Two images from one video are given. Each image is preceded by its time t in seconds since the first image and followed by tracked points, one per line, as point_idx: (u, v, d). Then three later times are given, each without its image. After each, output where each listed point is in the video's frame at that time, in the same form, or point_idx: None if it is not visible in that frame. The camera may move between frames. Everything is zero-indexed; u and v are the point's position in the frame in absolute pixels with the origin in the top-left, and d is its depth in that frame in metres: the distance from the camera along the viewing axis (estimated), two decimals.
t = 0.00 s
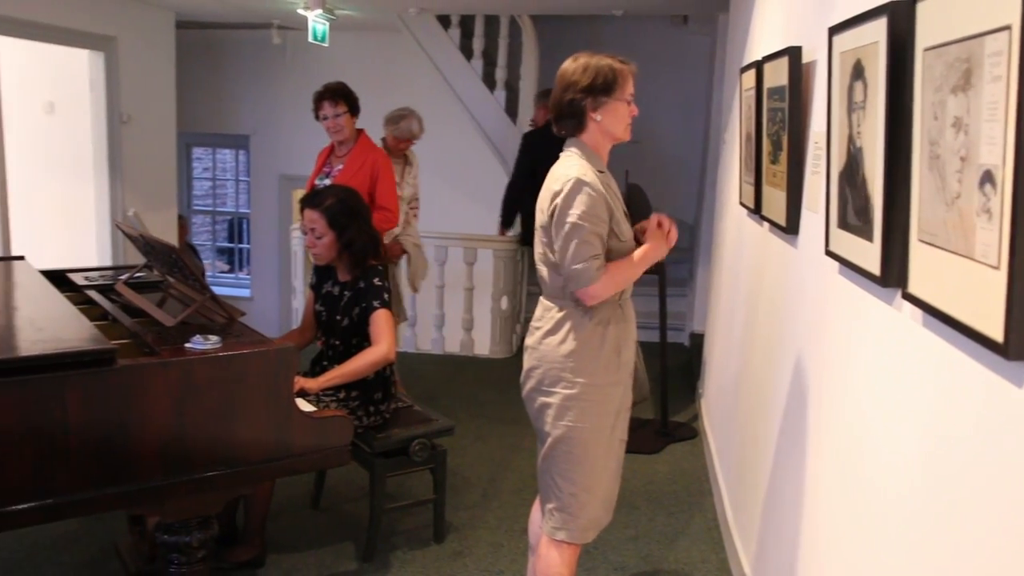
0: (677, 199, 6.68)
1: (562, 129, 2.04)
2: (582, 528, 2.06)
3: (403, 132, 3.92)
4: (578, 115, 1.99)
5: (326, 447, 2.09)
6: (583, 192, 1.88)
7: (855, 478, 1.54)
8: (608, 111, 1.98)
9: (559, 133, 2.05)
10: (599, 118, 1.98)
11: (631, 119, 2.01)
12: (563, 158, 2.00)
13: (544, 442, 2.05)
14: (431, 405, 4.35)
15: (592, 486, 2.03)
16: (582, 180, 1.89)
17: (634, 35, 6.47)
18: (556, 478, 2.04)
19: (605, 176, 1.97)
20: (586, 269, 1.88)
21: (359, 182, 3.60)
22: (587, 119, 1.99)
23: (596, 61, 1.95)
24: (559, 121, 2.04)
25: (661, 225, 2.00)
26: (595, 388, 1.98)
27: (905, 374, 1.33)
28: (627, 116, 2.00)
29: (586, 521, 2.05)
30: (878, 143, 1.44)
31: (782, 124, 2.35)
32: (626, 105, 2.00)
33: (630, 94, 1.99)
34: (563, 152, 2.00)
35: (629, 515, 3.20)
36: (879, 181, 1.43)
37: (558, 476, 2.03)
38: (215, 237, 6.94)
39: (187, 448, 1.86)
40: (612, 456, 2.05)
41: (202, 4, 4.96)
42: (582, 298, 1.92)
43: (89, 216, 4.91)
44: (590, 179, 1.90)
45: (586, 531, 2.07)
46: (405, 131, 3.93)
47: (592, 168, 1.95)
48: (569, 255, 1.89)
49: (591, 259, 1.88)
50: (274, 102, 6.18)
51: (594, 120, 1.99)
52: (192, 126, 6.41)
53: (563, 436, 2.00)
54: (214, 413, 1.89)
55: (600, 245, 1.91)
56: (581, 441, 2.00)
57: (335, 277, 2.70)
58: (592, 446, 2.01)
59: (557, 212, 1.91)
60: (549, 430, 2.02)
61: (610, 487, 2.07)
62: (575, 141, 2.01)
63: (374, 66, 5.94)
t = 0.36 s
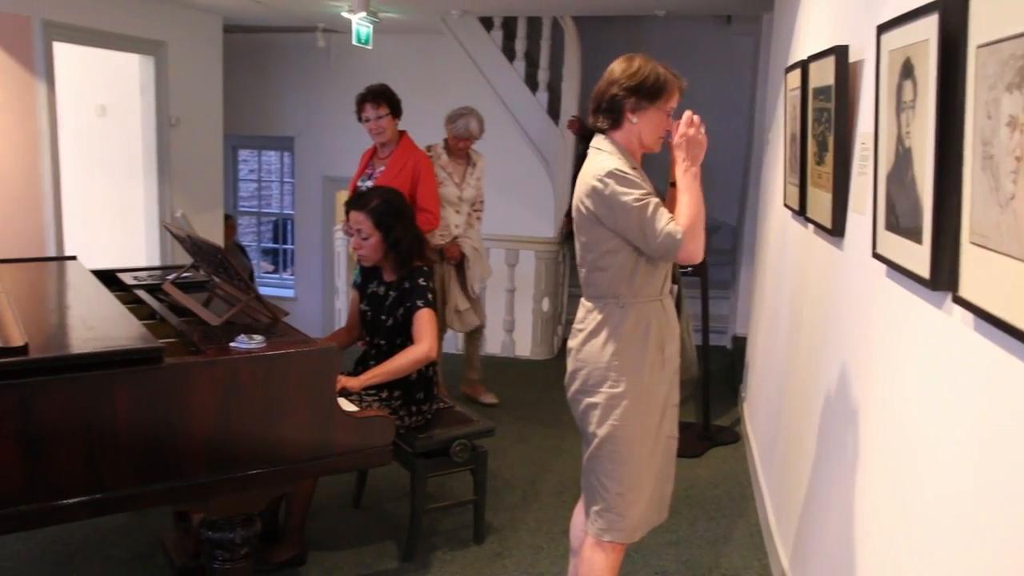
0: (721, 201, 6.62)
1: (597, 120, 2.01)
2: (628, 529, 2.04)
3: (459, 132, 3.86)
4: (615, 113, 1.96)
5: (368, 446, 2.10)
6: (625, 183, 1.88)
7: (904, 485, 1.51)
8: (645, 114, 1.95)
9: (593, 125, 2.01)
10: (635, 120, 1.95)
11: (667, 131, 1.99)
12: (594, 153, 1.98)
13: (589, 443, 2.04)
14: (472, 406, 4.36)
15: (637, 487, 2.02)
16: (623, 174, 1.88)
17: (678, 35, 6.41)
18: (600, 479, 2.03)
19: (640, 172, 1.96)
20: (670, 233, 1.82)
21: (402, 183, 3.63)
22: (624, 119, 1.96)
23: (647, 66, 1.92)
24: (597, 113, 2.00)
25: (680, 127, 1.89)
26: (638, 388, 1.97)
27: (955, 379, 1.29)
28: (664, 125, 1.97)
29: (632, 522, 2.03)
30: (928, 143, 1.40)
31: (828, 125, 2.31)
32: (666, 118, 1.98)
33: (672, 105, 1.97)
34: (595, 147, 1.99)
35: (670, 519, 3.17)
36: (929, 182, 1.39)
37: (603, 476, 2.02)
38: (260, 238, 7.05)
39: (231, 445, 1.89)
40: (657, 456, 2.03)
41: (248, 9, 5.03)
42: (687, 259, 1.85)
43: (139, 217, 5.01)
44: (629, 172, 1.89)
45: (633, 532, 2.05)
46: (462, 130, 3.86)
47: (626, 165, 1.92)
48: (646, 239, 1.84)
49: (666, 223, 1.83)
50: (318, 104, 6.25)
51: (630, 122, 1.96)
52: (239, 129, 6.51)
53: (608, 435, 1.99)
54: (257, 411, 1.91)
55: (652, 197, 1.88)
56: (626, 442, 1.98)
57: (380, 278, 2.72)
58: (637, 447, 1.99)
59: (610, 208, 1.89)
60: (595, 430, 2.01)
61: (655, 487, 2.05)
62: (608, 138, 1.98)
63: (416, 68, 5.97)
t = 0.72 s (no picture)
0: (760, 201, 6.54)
1: (632, 121, 1.99)
2: (667, 530, 2.02)
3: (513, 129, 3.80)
4: (651, 112, 1.94)
5: (404, 444, 2.10)
6: (661, 180, 1.86)
7: (946, 491, 1.48)
8: (683, 112, 1.92)
9: (629, 124, 1.99)
10: (672, 119, 1.93)
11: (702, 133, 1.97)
12: (629, 152, 1.96)
13: (626, 443, 2.02)
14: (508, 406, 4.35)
15: (675, 488, 2.00)
16: (660, 171, 1.87)
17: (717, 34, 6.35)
18: (638, 479, 2.01)
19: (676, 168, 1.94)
20: (713, 223, 1.81)
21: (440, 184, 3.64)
22: (660, 117, 1.94)
23: (686, 66, 1.90)
24: (633, 113, 1.98)
25: (705, 116, 1.86)
26: (676, 388, 1.95)
27: (1001, 383, 1.26)
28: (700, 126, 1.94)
29: (670, 523, 2.01)
30: (976, 142, 1.37)
31: (872, 123, 2.27)
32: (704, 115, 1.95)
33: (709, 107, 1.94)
34: (630, 146, 1.97)
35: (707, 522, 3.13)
36: (977, 181, 1.36)
37: (640, 476, 2.00)
38: (299, 238, 7.12)
39: (268, 442, 1.91)
40: (695, 457, 2.00)
41: (288, 10, 5.09)
42: (735, 245, 1.84)
43: (180, 217, 5.09)
44: (665, 169, 1.88)
45: (671, 533, 2.03)
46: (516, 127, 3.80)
47: (659, 163, 1.90)
48: (689, 233, 1.83)
49: (707, 215, 1.82)
50: (357, 105, 6.30)
51: (666, 121, 1.94)
52: (278, 129, 6.59)
53: (646, 435, 1.97)
54: (294, 409, 1.93)
55: (688, 189, 1.87)
56: (664, 442, 1.96)
57: (419, 277, 2.73)
58: (676, 447, 1.97)
59: (646, 205, 1.87)
60: (632, 430, 1.99)
61: (694, 488, 2.03)
62: (643, 136, 1.96)
63: (454, 68, 5.99)
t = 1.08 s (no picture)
0: (794, 200, 6.47)
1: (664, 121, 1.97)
2: (696, 531, 2.00)
3: (568, 126, 3.59)
4: (682, 110, 1.92)
5: (434, 442, 2.11)
6: (692, 178, 1.85)
7: (984, 495, 1.44)
8: (715, 111, 1.90)
9: (660, 124, 1.98)
10: (703, 118, 1.91)
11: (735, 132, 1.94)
12: (659, 150, 1.95)
13: (655, 443, 2.00)
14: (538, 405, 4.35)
15: (705, 488, 1.98)
16: (690, 169, 1.85)
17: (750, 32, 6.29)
18: (667, 480, 2.00)
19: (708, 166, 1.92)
20: (743, 223, 1.79)
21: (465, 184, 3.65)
22: (692, 116, 1.92)
23: (720, 63, 1.87)
24: (664, 112, 1.97)
25: (739, 114, 1.84)
26: (707, 388, 1.93)
27: None
28: (732, 123, 1.92)
29: (700, 524, 2.00)
30: (1016, 139, 1.34)
31: (908, 121, 2.23)
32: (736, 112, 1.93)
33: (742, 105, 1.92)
34: (661, 145, 1.95)
35: (738, 523, 3.10)
36: (1016, 179, 1.33)
37: (670, 476, 1.99)
38: (331, 237, 7.18)
39: (299, 439, 1.92)
40: (725, 457, 1.98)
41: (321, 11, 5.13)
42: (770, 245, 1.82)
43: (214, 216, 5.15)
44: (697, 167, 1.86)
45: (701, 534, 2.01)
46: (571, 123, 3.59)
47: (687, 160, 1.89)
48: (720, 232, 1.82)
49: (738, 215, 1.80)
50: (389, 106, 6.34)
51: (697, 119, 1.92)
52: (312, 129, 6.65)
53: (676, 435, 1.95)
54: (325, 406, 1.94)
55: (719, 188, 1.85)
56: (693, 443, 1.95)
57: (450, 276, 2.74)
58: (706, 447, 1.95)
59: (677, 204, 1.86)
60: (661, 430, 1.98)
61: (724, 488, 2.01)
62: (673, 133, 1.94)
63: (485, 68, 6.00)
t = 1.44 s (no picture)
0: (825, 199, 6.40)
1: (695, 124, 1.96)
2: (725, 534, 1.98)
3: (608, 124, 3.53)
4: (713, 110, 1.91)
5: (462, 440, 2.11)
6: (724, 178, 1.83)
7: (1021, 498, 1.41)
8: (746, 110, 1.88)
9: (692, 127, 1.97)
10: (735, 117, 1.89)
11: (768, 121, 1.91)
12: (692, 151, 1.94)
13: (684, 445, 1.99)
14: (567, 404, 4.34)
15: (735, 491, 1.96)
16: (724, 169, 1.83)
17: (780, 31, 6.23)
18: (695, 481, 1.98)
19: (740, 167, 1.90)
20: (772, 230, 1.77)
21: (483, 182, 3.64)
22: (723, 116, 1.90)
23: (741, 57, 1.86)
24: (694, 115, 1.95)
25: (779, 121, 1.83)
26: (737, 389, 1.91)
27: None
28: (766, 119, 1.90)
29: (729, 527, 1.98)
30: None
31: (942, 119, 2.20)
32: (767, 106, 1.90)
33: (772, 95, 1.89)
34: (693, 146, 1.94)
35: (767, 525, 3.07)
36: None
37: (698, 478, 1.98)
38: (360, 236, 7.22)
39: (329, 437, 1.93)
40: (755, 460, 1.97)
41: (350, 11, 5.16)
42: (794, 256, 1.80)
43: (246, 215, 5.20)
44: (728, 167, 1.84)
45: (730, 537, 1.99)
46: (611, 122, 3.53)
47: (722, 161, 1.86)
48: (747, 235, 1.80)
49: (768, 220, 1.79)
50: (418, 105, 6.36)
51: (730, 118, 1.90)
52: (341, 129, 6.69)
53: (704, 437, 1.94)
54: (354, 405, 1.95)
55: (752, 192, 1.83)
56: (722, 444, 1.93)
57: (478, 274, 2.74)
58: (734, 449, 1.94)
59: (707, 204, 1.84)
60: (689, 431, 1.96)
61: (754, 491, 1.99)
62: (707, 136, 1.92)
63: (514, 66, 5.99)
